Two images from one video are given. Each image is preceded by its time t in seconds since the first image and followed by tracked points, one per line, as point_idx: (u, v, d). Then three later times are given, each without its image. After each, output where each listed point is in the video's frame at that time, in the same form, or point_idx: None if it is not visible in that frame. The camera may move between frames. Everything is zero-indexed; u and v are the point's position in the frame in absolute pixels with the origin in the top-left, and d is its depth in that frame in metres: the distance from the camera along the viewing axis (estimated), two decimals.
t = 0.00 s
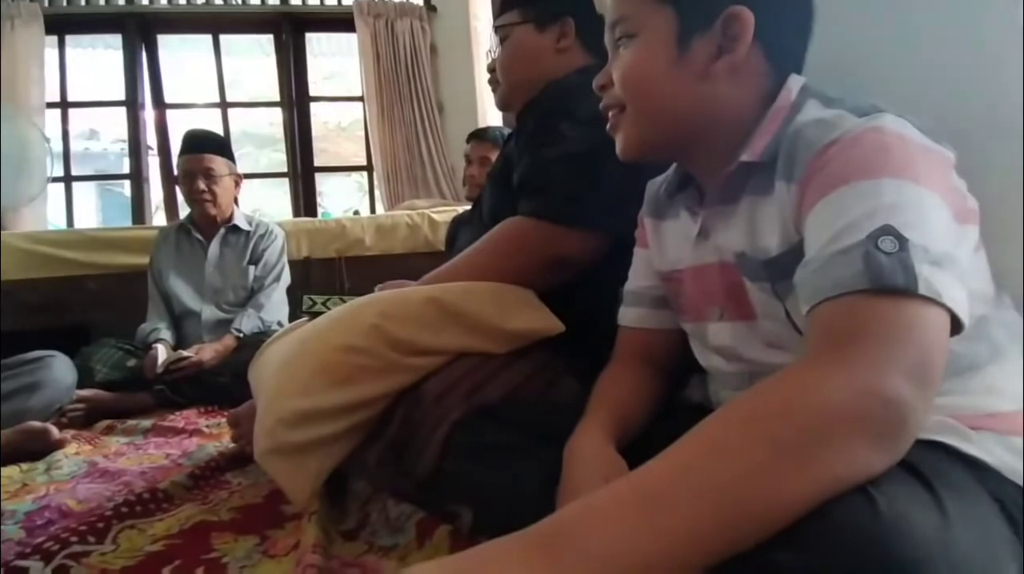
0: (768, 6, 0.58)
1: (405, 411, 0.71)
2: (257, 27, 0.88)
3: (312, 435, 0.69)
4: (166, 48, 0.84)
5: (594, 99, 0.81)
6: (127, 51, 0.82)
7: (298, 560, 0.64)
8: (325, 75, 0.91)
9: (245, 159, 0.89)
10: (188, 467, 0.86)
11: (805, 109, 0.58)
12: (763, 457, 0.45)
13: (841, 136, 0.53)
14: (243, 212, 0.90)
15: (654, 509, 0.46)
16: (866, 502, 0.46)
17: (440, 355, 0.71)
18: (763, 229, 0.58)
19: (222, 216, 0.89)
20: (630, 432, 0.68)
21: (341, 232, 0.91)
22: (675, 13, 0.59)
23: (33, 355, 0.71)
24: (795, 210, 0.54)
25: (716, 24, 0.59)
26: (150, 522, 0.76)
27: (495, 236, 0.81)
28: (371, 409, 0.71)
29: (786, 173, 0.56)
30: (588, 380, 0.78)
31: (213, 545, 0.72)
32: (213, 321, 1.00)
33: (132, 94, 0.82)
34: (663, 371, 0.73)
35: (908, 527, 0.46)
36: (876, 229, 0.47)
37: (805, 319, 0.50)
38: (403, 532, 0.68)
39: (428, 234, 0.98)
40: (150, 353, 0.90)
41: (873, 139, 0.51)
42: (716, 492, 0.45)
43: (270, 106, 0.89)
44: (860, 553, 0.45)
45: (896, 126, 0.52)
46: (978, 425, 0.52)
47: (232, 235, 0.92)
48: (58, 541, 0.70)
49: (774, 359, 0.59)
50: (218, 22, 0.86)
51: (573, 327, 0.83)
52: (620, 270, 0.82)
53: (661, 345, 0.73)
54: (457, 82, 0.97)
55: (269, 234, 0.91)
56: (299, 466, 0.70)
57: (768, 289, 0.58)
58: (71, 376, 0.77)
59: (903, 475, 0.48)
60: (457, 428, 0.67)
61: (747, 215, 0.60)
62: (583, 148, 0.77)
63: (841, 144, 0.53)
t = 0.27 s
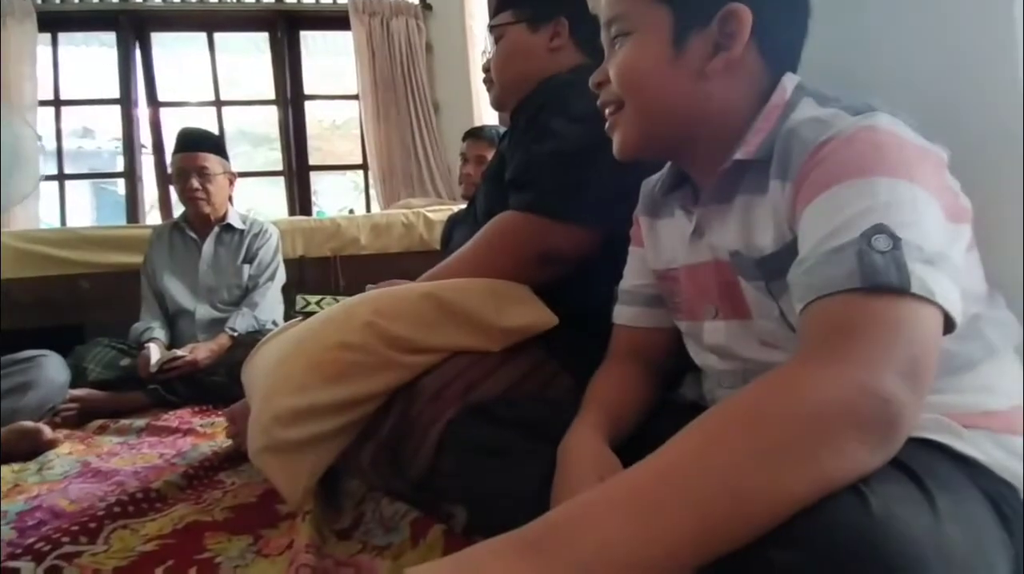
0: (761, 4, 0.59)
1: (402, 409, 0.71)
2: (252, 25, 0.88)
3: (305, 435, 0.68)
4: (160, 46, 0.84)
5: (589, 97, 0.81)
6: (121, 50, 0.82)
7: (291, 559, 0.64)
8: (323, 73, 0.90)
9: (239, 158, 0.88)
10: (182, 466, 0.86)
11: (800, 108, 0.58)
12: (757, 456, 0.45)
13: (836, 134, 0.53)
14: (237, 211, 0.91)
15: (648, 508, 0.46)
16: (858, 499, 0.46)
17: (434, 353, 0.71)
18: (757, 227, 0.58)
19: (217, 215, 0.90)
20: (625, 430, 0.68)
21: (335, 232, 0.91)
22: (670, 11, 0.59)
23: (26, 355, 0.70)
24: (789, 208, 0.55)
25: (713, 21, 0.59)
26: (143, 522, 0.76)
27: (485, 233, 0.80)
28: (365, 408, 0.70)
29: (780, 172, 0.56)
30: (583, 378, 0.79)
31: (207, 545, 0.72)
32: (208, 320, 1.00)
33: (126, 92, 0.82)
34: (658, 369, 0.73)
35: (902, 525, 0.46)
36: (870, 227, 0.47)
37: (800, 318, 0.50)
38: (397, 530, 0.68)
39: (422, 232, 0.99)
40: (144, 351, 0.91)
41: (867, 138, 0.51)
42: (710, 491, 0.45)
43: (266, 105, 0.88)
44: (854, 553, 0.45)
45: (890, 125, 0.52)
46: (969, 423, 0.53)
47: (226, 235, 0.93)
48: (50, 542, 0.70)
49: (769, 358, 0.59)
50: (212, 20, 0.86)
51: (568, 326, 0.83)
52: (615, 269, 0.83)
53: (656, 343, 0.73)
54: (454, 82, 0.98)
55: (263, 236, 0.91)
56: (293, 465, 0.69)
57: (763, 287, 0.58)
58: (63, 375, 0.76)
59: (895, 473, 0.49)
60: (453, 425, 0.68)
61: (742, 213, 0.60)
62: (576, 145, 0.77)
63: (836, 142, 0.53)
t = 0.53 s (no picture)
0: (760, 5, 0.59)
1: (401, 405, 0.71)
2: (248, 23, 0.88)
3: (306, 434, 0.69)
4: (159, 43, 0.84)
5: (587, 95, 0.81)
6: (119, 47, 0.82)
7: (292, 556, 0.64)
8: (322, 70, 0.90)
9: (238, 155, 0.89)
10: (183, 464, 0.86)
11: (798, 107, 0.58)
12: (755, 456, 0.45)
13: (833, 134, 0.53)
14: (236, 209, 0.91)
15: (648, 509, 0.46)
16: (854, 497, 0.47)
17: (434, 351, 0.71)
18: (756, 226, 0.58)
19: (218, 214, 0.91)
20: (623, 428, 0.69)
21: (335, 230, 0.90)
22: (669, 11, 0.59)
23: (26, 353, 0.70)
24: (787, 207, 0.55)
25: (712, 21, 0.59)
26: (144, 520, 0.77)
27: (483, 231, 0.80)
28: (365, 406, 0.71)
29: (778, 172, 0.57)
30: (582, 377, 0.79)
31: (207, 543, 0.72)
32: (207, 319, 0.99)
33: (124, 90, 0.82)
34: (657, 368, 0.73)
35: (896, 522, 0.46)
36: (867, 227, 0.47)
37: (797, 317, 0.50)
38: (397, 528, 0.69)
39: (422, 230, 0.99)
40: (144, 350, 0.91)
41: (864, 138, 0.51)
42: (709, 491, 0.45)
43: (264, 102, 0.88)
44: (846, 549, 0.46)
45: (887, 124, 0.52)
46: (965, 421, 0.53)
47: (225, 233, 0.93)
48: (50, 540, 0.71)
49: (767, 357, 0.59)
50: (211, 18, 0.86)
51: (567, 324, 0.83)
52: (614, 267, 0.83)
53: (655, 342, 0.73)
54: (454, 81, 0.98)
55: (263, 231, 0.91)
56: (293, 463, 0.69)
57: (760, 287, 0.58)
58: (63, 374, 0.75)
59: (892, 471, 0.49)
60: (452, 424, 0.69)
61: (740, 213, 0.60)
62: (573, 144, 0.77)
63: (833, 142, 0.53)
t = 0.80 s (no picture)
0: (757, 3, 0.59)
1: (402, 403, 0.71)
2: (247, 20, 0.87)
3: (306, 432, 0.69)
4: (158, 41, 0.83)
5: (585, 93, 0.81)
6: (119, 45, 0.82)
7: (291, 554, 0.64)
8: (321, 68, 0.89)
9: (238, 154, 0.89)
10: (183, 461, 0.85)
11: (797, 105, 0.58)
12: (755, 453, 0.45)
13: (832, 131, 0.53)
14: (236, 208, 0.90)
15: (649, 506, 0.46)
16: (852, 494, 0.47)
17: (433, 348, 0.72)
18: (754, 223, 0.58)
19: (219, 212, 0.90)
20: (623, 425, 0.69)
21: (335, 228, 0.91)
22: (669, 8, 0.59)
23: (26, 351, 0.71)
24: (786, 205, 0.55)
25: (711, 19, 0.59)
26: (145, 518, 0.77)
27: (483, 229, 0.80)
28: (365, 404, 0.71)
29: (777, 169, 0.57)
30: (581, 374, 0.79)
31: (208, 540, 0.73)
32: (207, 317, 0.99)
33: (124, 89, 0.82)
34: (656, 365, 0.74)
35: (894, 519, 0.47)
36: (866, 224, 0.47)
37: (795, 315, 0.50)
38: (397, 525, 0.69)
39: (422, 229, 0.99)
40: (144, 349, 0.91)
41: (864, 135, 0.51)
42: (709, 488, 0.45)
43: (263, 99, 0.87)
44: (842, 545, 0.46)
45: (885, 121, 0.52)
46: (963, 417, 0.53)
47: (225, 231, 0.92)
48: (51, 537, 0.71)
49: (765, 354, 0.59)
50: (211, 16, 0.86)
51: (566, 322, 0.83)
52: (613, 264, 0.83)
53: (654, 339, 0.73)
54: (455, 82, 0.98)
55: (264, 231, 0.91)
56: (292, 460, 0.69)
57: (759, 284, 0.58)
58: (63, 371, 0.76)
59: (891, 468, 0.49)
60: (451, 421, 0.69)
61: (738, 210, 0.60)
62: (571, 142, 0.77)
63: (832, 139, 0.53)
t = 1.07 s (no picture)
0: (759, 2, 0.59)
1: (404, 403, 0.71)
2: (246, 17, 0.87)
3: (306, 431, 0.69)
4: (157, 40, 0.84)
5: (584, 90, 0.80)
6: (120, 44, 0.82)
7: (292, 552, 0.65)
8: (321, 68, 0.89)
9: (239, 153, 0.87)
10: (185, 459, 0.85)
11: (798, 104, 0.58)
12: (755, 451, 0.45)
13: (833, 130, 0.53)
14: (238, 208, 0.89)
15: (649, 505, 0.46)
16: (853, 493, 0.47)
17: (435, 347, 0.72)
18: (757, 221, 0.58)
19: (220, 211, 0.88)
20: (623, 424, 0.69)
21: (336, 227, 0.91)
22: (671, 6, 0.59)
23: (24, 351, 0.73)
24: (789, 203, 0.55)
25: (712, 17, 0.59)
26: (147, 516, 0.78)
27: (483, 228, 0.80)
28: (366, 403, 0.71)
29: (779, 168, 0.57)
30: (582, 373, 0.80)
31: (210, 538, 0.77)
32: (210, 316, 0.97)
33: (124, 89, 0.82)
34: (657, 364, 0.74)
35: (895, 518, 0.47)
36: (867, 222, 0.47)
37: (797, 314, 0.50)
38: (398, 524, 0.70)
39: (423, 228, 0.99)
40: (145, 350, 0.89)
41: (866, 134, 0.51)
42: (710, 486, 0.45)
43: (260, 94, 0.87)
44: (842, 543, 0.46)
45: (887, 120, 0.52)
46: (965, 416, 0.53)
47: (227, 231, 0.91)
48: (53, 536, 0.73)
49: (768, 352, 0.60)
50: (210, 15, 0.86)
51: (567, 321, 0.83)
52: (615, 263, 0.83)
53: (656, 338, 0.73)
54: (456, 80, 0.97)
55: (265, 232, 0.90)
56: (293, 459, 0.69)
57: (762, 282, 0.58)
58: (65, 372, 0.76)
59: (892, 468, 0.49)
60: (454, 420, 0.69)
61: (741, 208, 0.60)
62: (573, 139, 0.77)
63: (833, 138, 0.53)
